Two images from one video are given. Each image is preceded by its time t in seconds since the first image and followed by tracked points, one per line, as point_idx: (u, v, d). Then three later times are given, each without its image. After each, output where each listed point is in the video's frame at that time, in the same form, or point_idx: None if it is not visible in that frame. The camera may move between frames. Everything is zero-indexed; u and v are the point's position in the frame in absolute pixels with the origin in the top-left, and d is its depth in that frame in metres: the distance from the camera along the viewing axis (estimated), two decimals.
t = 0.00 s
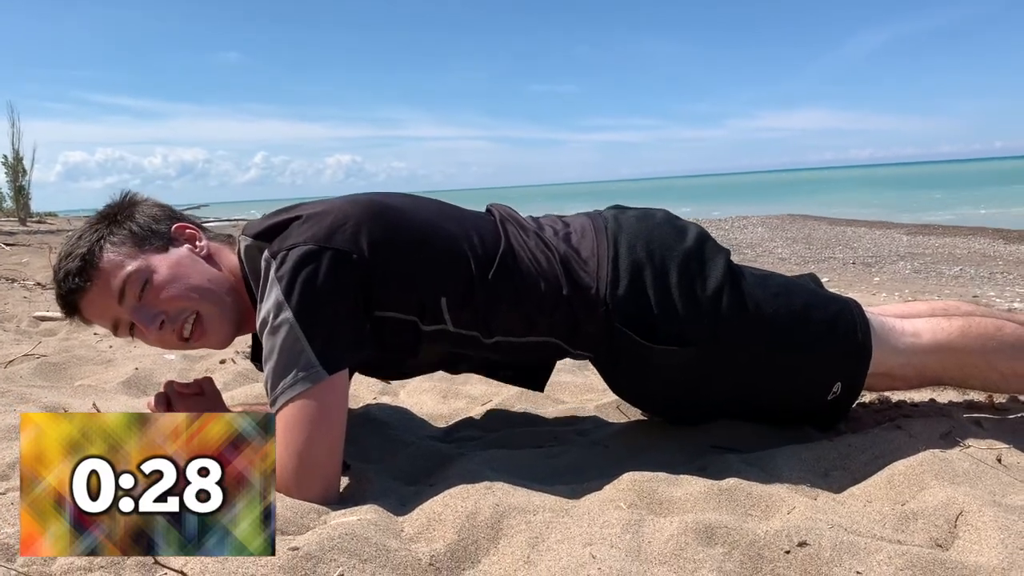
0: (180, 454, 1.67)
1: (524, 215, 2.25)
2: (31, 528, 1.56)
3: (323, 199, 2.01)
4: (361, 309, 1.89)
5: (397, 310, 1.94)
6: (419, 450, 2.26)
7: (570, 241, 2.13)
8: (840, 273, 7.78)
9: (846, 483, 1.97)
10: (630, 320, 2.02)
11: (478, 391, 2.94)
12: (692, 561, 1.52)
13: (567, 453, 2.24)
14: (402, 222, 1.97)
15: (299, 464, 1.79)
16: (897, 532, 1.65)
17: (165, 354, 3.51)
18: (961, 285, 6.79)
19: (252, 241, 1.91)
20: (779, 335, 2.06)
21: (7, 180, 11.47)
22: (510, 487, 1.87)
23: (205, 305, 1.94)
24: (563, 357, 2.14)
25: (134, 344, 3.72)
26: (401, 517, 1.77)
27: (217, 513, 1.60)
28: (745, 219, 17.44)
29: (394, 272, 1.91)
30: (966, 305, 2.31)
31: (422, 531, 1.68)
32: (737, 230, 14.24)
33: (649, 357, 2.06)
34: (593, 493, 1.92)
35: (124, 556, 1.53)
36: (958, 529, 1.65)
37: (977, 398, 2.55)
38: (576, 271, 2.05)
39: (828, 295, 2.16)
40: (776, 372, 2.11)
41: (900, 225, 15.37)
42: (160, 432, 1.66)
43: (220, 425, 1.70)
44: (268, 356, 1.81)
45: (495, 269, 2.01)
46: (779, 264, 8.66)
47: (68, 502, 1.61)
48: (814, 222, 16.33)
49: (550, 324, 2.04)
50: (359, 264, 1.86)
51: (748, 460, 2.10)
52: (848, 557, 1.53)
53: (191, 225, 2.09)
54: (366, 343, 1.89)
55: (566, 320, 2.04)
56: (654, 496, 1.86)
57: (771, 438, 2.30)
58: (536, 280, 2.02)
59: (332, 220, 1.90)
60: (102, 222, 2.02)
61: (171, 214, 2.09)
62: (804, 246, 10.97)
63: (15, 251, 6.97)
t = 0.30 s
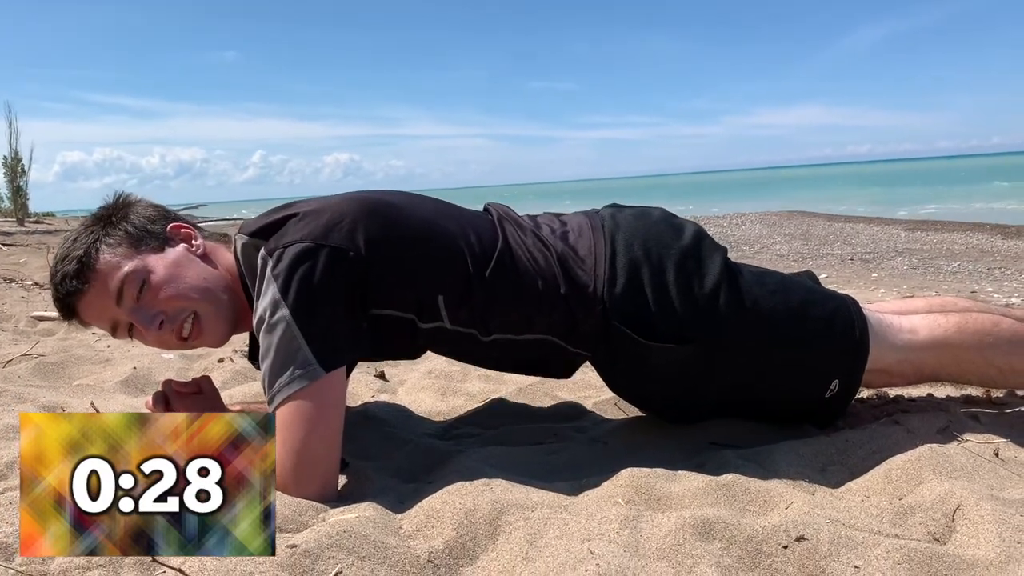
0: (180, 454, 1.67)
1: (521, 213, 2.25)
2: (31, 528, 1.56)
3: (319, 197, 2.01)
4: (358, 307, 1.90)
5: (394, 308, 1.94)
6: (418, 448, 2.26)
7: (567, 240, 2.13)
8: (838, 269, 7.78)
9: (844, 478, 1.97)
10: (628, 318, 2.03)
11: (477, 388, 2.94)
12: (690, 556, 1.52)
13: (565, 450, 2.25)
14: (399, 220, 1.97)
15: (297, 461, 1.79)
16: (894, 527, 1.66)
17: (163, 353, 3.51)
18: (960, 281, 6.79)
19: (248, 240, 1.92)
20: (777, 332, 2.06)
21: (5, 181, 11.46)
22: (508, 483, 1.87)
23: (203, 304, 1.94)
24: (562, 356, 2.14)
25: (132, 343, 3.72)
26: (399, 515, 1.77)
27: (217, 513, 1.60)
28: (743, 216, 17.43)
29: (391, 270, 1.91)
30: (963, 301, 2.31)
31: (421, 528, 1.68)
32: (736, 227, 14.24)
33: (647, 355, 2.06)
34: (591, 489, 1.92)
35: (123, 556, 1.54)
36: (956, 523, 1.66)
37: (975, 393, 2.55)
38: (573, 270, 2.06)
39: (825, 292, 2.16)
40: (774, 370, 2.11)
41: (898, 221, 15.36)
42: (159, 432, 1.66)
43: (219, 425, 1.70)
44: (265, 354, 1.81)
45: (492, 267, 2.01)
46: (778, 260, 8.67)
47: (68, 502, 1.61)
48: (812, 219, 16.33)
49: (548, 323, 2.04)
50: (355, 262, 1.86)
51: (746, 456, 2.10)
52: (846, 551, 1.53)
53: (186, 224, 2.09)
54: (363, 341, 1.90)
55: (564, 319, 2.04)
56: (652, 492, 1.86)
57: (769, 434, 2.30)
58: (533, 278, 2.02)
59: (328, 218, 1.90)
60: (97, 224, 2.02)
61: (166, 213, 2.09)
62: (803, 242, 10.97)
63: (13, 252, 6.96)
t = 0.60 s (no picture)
0: (180, 454, 1.67)
1: (521, 214, 2.25)
2: (31, 528, 1.56)
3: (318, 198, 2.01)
4: (356, 307, 1.89)
5: (393, 307, 1.93)
6: (419, 447, 2.26)
7: (567, 240, 2.13)
8: (839, 266, 7.78)
9: (844, 475, 1.97)
10: (627, 318, 2.03)
11: (478, 388, 2.95)
12: (691, 555, 1.52)
13: (566, 449, 2.25)
14: (398, 221, 1.97)
15: (298, 461, 1.79)
16: (895, 524, 1.66)
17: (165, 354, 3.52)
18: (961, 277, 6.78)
19: (247, 241, 1.92)
20: (777, 330, 2.06)
21: (6, 182, 11.47)
22: (509, 483, 1.88)
23: (203, 307, 1.94)
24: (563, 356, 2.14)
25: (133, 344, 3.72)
26: (400, 514, 1.77)
27: (217, 514, 1.60)
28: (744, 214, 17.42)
29: (391, 270, 1.91)
30: (963, 298, 2.31)
31: (422, 527, 1.68)
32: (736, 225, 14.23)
33: (647, 355, 2.06)
34: (592, 488, 1.92)
35: (124, 556, 1.54)
36: (956, 520, 1.66)
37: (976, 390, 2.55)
38: (573, 270, 2.06)
39: (825, 290, 2.16)
40: (774, 368, 2.11)
41: (899, 218, 15.36)
42: (160, 432, 1.67)
43: (220, 425, 1.70)
44: (265, 355, 1.81)
45: (491, 266, 2.01)
46: (778, 258, 8.66)
47: (69, 502, 1.61)
48: (813, 216, 16.32)
49: (548, 323, 2.04)
50: (355, 261, 1.86)
51: (747, 454, 2.11)
52: (846, 549, 1.54)
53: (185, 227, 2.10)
54: (363, 341, 1.90)
55: (563, 319, 2.04)
56: (653, 490, 1.87)
57: (770, 432, 2.30)
58: (533, 279, 2.02)
59: (327, 219, 1.90)
60: (96, 228, 2.02)
61: (165, 217, 2.10)
62: (803, 239, 10.97)
63: (14, 253, 6.96)
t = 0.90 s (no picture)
0: (180, 454, 1.65)
1: (525, 218, 2.25)
2: (31, 528, 1.56)
3: (322, 199, 2.01)
4: (361, 308, 1.90)
5: (397, 309, 1.95)
6: (424, 448, 2.26)
7: (571, 242, 2.13)
8: (844, 266, 7.77)
9: (850, 475, 1.97)
10: (632, 320, 2.02)
11: (482, 388, 2.95)
12: (697, 555, 1.52)
13: (571, 449, 2.25)
14: (401, 223, 1.98)
15: (304, 461, 1.80)
16: (901, 524, 1.66)
17: (170, 355, 3.52)
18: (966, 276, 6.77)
19: (251, 242, 1.92)
20: (781, 332, 2.06)
21: (10, 185, 11.50)
22: (514, 483, 1.88)
23: (200, 307, 1.95)
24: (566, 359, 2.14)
25: (138, 345, 3.73)
26: (406, 514, 1.77)
27: (216, 513, 1.60)
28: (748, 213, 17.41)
29: (394, 271, 1.91)
30: (968, 299, 2.31)
31: (428, 528, 1.69)
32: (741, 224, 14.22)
33: (650, 357, 2.06)
34: (597, 489, 1.92)
35: (125, 556, 1.55)
36: (963, 519, 1.66)
37: (980, 389, 2.55)
38: (577, 272, 2.05)
39: (830, 292, 2.16)
40: (778, 370, 2.11)
41: (903, 216, 15.33)
42: (160, 432, 1.65)
43: (220, 425, 1.69)
44: (270, 356, 1.82)
45: (495, 269, 2.01)
46: (783, 257, 8.65)
47: (69, 502, 1.60)
48: (817, 215, 16.30)
49: (551, 325, 2.04)
50: (358, 263, 1.86)
51: (752, 454, 2.10)
52: (852, 549, 1.54)
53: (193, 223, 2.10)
54: (367, 342, 1.90)
55: (567, 321, 2.04)
56: (658, 491, 1.87)
57: (774, 432, 2.30)
58: (537, 282, 2.02)
59: (331, 220, 1.90)
60: (105, 220, 2.04)
61: (175, 212, 2.10)
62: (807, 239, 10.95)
63: (19, 255, 6.98)
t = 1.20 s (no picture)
0: (180, 454, 1.67)
1: (530, 212, 2.25)
2: (31, 528, 1.56)
3: (325, 197, 2.02)
4: (365, 306, 1.90)
5: (401, 306, 1.95)
6: (428, 447, 2.27)
7: (576, 237, 2.13)
8: (848, 266, 7.76)
9: (855, 474, 1.97)
10: (637, 314, 2.02)
11: (487, 387, 2.95)
12: (701, 554, 1.52)
13: (575, 448, 2.25)
14: (404, 221, 1.98)
15: (308, 460, 1.80)
16: (905, 523, 1.66)
17: (175, 355, 3.53)
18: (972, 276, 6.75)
19: (256, 242, 1.93)
20: (788, 326, 2.06)
21: (15, 185, 11.53)
22: (518, 482, 1.88)
23: (200, 307, 1.96)
24: (571, 355, 2.14)
25: (144, 344, 3.74)
26: (410, 513, 1.77)
27: (216, 513, 1.60)
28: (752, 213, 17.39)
29: (397, 269, 1.91)
30: (972, 297, 2.31)
31: (432, 527, 1.69)
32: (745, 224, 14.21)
33: (656, 352, 2.06)
34: (602, 488, 1.92)
35: (124, 556, 1.55)
36: (968, 519, 1.65)
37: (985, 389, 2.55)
38: (582, 267, 2.05)
39: (836, 289, 2.15)
40: (782, 367, 2.11)
41: (908, 216, 15.30)
42: (159, 432, 1.66)
43: (219, 425, 1.70)
44: (274, 355, 1.82)
45: (498, 265, 2.01)
46: (787, 257, 8.64)
47: (69, 502, 1.61)
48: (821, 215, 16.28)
49: (556, 320, 2.04)
50: (361, 261, 1.86)
51: (756, 454, 2.10)
52: (856, 548, 1.54)
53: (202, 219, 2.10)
54: (371, 340, 1.90)
55: (571, 316, 2.04)
56: (662, 490, 1.87)
57: (778, 431, 2.30)
58: (541, 277, 2.02)
59: (333, 219, 1.90)
60: (115, 210, 2.04)
61: (185, 206, 2.10)
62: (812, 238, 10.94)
63: (25, 255, 7.00)
